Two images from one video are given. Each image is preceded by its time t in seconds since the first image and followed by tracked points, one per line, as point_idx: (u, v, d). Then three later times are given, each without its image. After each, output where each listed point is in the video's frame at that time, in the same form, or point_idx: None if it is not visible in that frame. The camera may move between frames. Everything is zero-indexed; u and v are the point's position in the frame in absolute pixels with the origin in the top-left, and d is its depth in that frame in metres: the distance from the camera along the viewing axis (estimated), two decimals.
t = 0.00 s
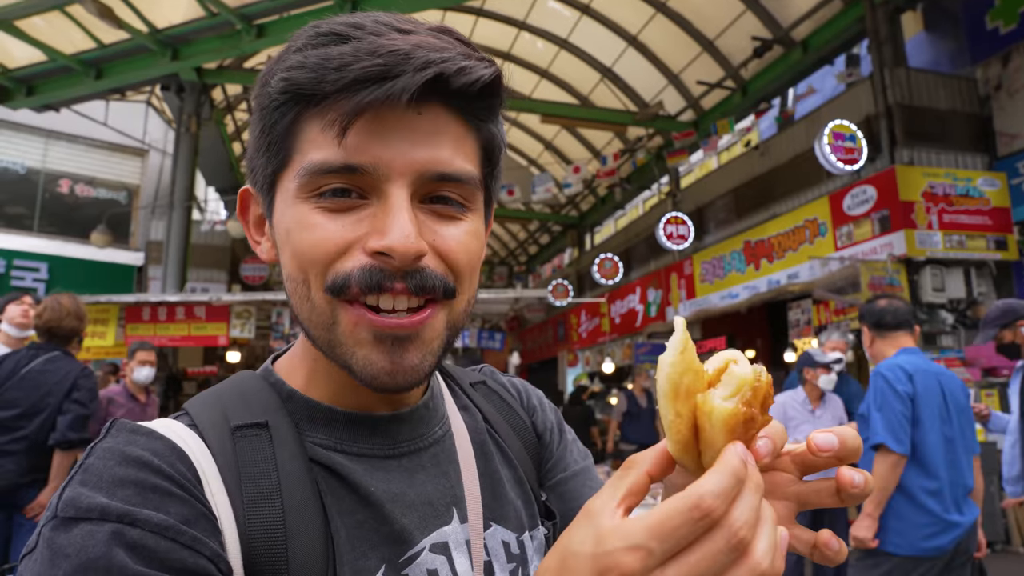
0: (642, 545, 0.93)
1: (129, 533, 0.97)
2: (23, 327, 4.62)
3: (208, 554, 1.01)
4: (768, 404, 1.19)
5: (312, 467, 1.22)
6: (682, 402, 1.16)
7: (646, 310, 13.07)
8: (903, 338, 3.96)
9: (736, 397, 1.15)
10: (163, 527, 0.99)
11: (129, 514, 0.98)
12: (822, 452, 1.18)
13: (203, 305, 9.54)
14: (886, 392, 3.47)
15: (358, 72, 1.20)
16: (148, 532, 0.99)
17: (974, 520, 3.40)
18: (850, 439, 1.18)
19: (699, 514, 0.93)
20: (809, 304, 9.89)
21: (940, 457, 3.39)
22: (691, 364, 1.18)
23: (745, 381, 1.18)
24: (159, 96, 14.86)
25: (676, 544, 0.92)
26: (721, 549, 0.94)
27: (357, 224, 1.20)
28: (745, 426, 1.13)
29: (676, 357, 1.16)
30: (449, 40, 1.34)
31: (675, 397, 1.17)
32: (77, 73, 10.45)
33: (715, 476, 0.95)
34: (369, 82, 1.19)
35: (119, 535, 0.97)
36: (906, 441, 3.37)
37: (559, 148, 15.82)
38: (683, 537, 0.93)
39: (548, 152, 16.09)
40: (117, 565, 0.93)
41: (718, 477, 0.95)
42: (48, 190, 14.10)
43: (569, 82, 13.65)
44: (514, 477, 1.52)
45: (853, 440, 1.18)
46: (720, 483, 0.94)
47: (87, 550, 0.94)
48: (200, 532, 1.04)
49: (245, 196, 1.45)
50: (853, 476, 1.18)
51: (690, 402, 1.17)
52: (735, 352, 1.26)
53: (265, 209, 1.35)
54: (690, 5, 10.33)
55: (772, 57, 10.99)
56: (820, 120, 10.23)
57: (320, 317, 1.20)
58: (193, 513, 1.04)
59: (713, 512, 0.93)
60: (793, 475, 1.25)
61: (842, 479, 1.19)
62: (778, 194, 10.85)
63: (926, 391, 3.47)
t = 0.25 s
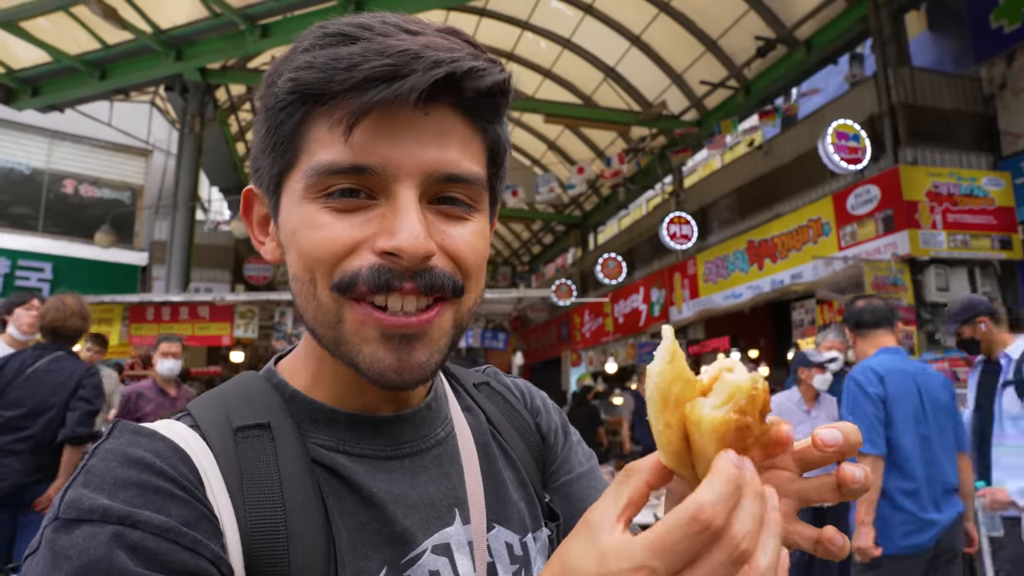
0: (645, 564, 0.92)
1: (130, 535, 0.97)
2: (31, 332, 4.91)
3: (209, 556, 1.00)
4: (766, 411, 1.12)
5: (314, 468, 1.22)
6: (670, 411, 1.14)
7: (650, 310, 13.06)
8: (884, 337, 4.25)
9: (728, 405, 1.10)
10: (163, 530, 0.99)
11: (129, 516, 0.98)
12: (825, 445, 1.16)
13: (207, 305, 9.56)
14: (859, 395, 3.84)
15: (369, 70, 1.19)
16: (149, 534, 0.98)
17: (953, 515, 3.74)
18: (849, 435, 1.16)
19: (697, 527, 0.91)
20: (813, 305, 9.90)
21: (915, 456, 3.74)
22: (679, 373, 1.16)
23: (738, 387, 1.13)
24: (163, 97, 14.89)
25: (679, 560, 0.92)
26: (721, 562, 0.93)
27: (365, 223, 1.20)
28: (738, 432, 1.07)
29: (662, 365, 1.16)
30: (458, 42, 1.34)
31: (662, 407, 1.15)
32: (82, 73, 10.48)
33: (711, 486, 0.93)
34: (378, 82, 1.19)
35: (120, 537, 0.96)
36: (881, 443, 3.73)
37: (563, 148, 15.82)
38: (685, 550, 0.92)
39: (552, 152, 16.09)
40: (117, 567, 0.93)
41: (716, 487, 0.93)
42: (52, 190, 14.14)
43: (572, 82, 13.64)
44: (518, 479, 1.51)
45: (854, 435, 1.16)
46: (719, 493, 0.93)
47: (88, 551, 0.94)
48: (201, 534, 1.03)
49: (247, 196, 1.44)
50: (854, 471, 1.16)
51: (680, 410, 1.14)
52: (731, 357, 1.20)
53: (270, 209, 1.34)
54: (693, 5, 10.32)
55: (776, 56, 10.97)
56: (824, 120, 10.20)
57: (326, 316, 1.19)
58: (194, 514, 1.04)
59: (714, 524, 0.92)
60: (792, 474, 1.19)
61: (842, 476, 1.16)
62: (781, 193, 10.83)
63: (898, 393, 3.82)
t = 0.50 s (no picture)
0: None
1: (124, 538, 0.97)
2: (39, 333, 4.99)
3: (204, 560, 0.99)
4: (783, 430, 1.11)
5: (312, 469, 1.20)
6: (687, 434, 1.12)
7: (654, 310, 13.03)
8: (863, 339, 4.24)
9: (745, 426, 1.09)
10: (158, 532, 0.98)
11: (124, 518, 0.97)
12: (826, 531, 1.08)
13: (212, 305, 9.59)
14: (827, 401, 3.99)
15: (427, 80, 1.19)
16: (143, 537, 0.98)
17: (940, 514, 3.75)
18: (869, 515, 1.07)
19: (712, 561, 0.89)
20: (818, 305, 9.89)
21: (886, 459, 3.83)
22: (693, 391, 1.15)
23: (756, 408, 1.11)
24: (168, 97, 14.93)
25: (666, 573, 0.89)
26: None
27: (414, 234, 1.15)
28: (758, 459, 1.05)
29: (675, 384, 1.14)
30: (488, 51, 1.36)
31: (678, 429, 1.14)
32: (87, 74, 10.52)
33: (726, 519, 0.91)
34: (437, 92, 1.19)
35: (114, 539, 0.96)
36: (852, 447, 3.85)
37: (567, 148, 15.82)
38: None
39: (556, 152, 16.08)
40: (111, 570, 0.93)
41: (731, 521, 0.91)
42: (58, 191, 14.20)
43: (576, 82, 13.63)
44: (520, 482, 1.50)
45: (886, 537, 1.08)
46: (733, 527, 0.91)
47: (82, 554, 0.94)
48: (196, 536, 1.03)
49: (243, 201, 1.33)
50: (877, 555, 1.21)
51: (695, 431, 1.12)
52: (749, 370, 1.20)
53: (287, 216, 1.26)
54: (697, 5, 10.30)
55: (780, 56, 10.93)
56: (828, 120, 10.17)
57: (376, 330, 1.14)
58: (189, 517, 1.03)
59: (730, 558, 0.90)
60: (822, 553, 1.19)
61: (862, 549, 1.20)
62: (786, 194, 10.80)
63: (869, 396, 3.90)
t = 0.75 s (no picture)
0: (620, 558, 0.88)
1: (136, 540, 0.96)
2: (45, 334, 5.00)
3: (216, 562, 0.98)
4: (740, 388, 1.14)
5: (323, 471, 1.19)
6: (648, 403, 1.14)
7: (659, 310, 13.01)
8: (875, 338, 4.21)
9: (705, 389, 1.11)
10: (170, 534, 0.97)
11: (136, 519, 0.97)
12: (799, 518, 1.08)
13: (217, 305, 9.61)
14: (830, 399, 3.98)
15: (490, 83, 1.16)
16: (155, 539, 0.97)
17: (941, 515, 3.72)
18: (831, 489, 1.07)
19: (672, 516, 0.88)
20: (821, 305, 9.82)
21: (886, 458, 3.82)
22: (650, 360, 1.17)
23: (713, 371, 1.14)
24: (173, 98, 14.95)
25: (657, 553, 0.88)
26: (702, 551, 0.90)
27: (475, 228, 1.12)
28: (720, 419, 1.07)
29: (632, 355, 1.15)
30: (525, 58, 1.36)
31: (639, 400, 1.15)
32: (93, 75, 10.55)
33: (686, 475, 0.89)
34: (502, 94, 1.16)
35: (126, 541, 0.95)
36: (852, 446, 3.86)
37: (571, 148, 15.80)
38: (662, 542, 0.88)
39: (561, 152, 16.06)
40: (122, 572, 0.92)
41: (695, 476, 0.89)
42: (64, 191, 14.25)
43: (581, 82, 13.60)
44: (528, 484, 1.49)
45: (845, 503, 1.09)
46: (695, 484, 0.89)
47: (94, 555, 0.93)
48: (208, 539, 1.02)
49: (272, 200, 1.23)
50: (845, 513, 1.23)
51: (657, 400, 1.14)
52: (710, 339, 1.22)
53: (331, 216, 1.19)
54: (702, 5, 10.26)
55: (786, 56, 10.89)
56: (834, 119, 10.11)
57: (439, 325, 1.10)
58: (201, 518, 1.02)
59: (689, 514, 0.88)
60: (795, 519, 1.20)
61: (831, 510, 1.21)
62: (791, 193, 10.76)
63: (874, 395, 3.90)
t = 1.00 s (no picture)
0: (618, 548, 0.87)
1: (145, 541, 0.96)
2: (51, 334, 5.05)
3: (224, 563, 0.98)
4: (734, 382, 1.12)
5: (329, 471, 1.18)
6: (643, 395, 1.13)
7: (663, 309, 12.98)
8: (903, 338, 4.19)
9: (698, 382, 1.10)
10: (179, 535, 0.97)
11: (145, 521, 0.97)
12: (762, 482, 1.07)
13: (221, 305, 9.62)
14: (851, 395, 4.00)
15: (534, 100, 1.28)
16: (163, 539, 0.97)
17: (958, 516, 3.70)
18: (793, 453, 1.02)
19: (665, 503, 0.88)
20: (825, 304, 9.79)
21: (903, 456, 3.83)
22: (643, 356, 1.15)
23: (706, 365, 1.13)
24: (178, 98, 14.97)
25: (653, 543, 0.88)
26: (698, 541, 0.89)
27: (537, 220, 1.21)
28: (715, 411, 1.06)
29: (624, 351, 1.14)
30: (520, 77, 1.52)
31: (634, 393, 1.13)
32: (98, 76, 10.58)
33: (681, 465, 0.89)
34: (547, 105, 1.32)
35: (135, 543, 0.95)
36: (871, 443, 3.88)
37: (575, 147, 15.79)
38: (658, 530, 0.88)
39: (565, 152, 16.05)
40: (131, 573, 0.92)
41: (689, 466, 0.89)
42: (69, 192, 14.30)
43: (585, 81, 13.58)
44: (530, 484, 1.48)
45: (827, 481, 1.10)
46: (690, 472, 0.88)
47: (102, 556, 0.93)
48: (216, 539, 1.01)
49: (346, 199, 1.17)
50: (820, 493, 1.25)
51: (652, 393, 1.12)
52: (702, 331, 1.20)
53: (412, 213, 1.19)
54: (706, 4, 10.24)
55: (790, 55, 10.85)
56: (838, 118, 10.08)
57: (514, 312, 1.16)
58: (210, 520, 1.02)
59: (683, 501, 0.88)
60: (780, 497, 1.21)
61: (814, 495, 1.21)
62: (795, 192, 10.73)
63: (895, 393, 3.92)
